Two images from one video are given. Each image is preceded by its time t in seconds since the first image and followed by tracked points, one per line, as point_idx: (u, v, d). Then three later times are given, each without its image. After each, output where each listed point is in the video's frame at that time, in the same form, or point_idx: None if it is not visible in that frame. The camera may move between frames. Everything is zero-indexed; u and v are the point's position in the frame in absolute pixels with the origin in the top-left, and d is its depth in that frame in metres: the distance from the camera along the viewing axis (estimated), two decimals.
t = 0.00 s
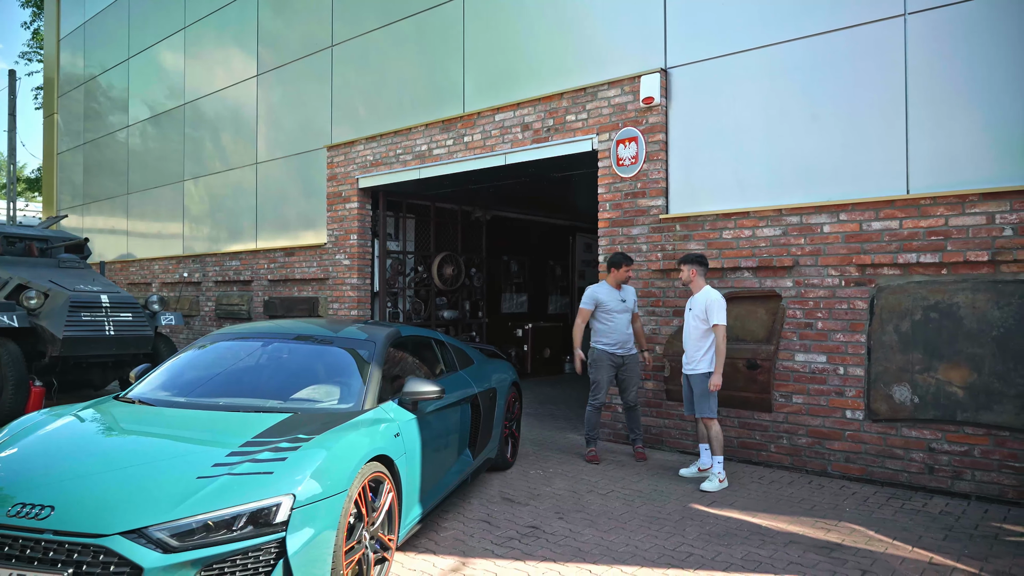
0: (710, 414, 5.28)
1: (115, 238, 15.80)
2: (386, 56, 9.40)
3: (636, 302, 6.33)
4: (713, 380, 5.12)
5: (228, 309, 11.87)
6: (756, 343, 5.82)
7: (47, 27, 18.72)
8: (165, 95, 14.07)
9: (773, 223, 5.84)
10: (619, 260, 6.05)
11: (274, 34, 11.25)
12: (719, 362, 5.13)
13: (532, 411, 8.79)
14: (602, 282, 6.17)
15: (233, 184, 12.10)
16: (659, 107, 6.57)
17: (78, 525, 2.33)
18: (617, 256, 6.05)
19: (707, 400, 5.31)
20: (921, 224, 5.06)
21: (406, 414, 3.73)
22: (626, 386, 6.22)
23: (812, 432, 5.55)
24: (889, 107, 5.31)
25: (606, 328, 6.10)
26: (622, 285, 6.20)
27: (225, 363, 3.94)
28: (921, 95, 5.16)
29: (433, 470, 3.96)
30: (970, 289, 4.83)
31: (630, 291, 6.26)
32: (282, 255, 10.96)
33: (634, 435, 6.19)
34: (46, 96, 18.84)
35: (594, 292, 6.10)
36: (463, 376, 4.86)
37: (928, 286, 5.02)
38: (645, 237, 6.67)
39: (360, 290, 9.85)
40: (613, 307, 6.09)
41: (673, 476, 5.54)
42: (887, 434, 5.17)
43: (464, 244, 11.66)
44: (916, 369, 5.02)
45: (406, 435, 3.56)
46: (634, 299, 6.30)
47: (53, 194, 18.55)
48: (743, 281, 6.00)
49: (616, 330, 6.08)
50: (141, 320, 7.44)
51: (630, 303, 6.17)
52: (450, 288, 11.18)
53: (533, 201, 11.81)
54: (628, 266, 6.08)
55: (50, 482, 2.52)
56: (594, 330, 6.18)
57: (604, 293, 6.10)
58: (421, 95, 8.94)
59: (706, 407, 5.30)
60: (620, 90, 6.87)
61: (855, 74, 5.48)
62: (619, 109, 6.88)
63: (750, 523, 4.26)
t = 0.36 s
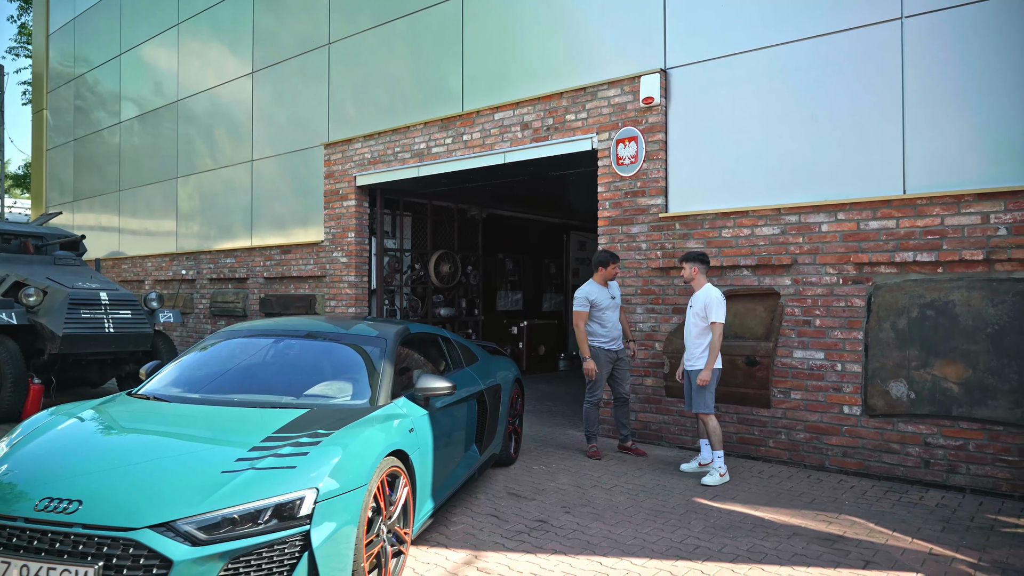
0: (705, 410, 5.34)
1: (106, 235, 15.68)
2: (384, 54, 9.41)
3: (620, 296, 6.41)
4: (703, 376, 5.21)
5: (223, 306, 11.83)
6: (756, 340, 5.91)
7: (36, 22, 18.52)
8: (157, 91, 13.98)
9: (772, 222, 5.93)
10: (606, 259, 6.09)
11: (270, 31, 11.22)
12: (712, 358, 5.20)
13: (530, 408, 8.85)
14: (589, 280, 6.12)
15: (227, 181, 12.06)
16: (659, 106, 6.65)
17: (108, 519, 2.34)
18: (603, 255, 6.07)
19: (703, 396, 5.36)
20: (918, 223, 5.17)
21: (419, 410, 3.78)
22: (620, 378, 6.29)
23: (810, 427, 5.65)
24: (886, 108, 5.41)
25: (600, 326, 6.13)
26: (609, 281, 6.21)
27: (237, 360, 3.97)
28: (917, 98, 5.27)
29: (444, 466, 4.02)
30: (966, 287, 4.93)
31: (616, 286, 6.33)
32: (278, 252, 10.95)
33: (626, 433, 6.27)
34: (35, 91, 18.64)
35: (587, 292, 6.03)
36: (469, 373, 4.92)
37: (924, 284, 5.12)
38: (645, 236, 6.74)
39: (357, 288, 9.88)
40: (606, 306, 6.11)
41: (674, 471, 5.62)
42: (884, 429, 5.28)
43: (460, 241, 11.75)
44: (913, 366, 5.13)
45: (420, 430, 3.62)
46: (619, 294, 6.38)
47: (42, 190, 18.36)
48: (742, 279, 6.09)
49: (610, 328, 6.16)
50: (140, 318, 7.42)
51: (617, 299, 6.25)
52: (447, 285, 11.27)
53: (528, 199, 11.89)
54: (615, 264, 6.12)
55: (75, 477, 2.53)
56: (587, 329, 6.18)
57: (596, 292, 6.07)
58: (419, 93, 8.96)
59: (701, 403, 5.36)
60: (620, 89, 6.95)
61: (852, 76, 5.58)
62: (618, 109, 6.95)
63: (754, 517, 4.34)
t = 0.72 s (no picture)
0: (709, 404, 5.40)
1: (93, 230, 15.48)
2: (382, 50, 9.40)
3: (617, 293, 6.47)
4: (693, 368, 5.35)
5: (216, 302, 11.74)
6: (756, 335, 5.93)
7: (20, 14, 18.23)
8: (146, 85, 13.81)
9: (772, 219, 6.02)
10: (607, 256, 6.17)
11: (264, 26, 11.16)
12: (709, 351, 5.27)
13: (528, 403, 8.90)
14: (588, 276, 6.19)
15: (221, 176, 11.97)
16: (660, 104, 6.71)
17: (140, 512, 2.34)
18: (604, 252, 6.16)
19: (708, 391, 5.42)
20: (916, 221, 5.27)
21: (434, 403, 3.82)
22: (620, 373, 6.34)
23: (810, 421, 5.75)
24: (885, 107, 5.50)
25: (601, 321, 6.18)
26: (608, 278, 6.29)
27: (252, 355, 3.97)
28: (914, 97, 5.37)
29: (456, 460, 4.05)
30: (962, 283, 5.04)
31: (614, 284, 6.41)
32: (273, 248, 10.89)
33: (625, 425, 6.37)
34: (19, 84, 18.36)
35: (588, 287, 6.08)
36: (477, 368, 4.96)
37: (922, 280, 5.22)
38: (645, 232, 6.82)
39: (354, 284, 9.88)
40: (605, 301, 6.16)
41: (677, 464, 5.70)
42: (882, 422, 5.39)
43: (456, 238, 11.75)
44: (911, 360, 5.24)
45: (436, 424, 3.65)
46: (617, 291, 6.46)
47: (27, 185, 18.10)
48: (742, 275, 6.18)
49: (610, 322, 6.22)
50: (138, 313, 7.37)
51: (616, 295, 6.32)
52: (442, 281, 11.29)
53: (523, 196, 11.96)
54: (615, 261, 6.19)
55: (103, 471, 2.52)
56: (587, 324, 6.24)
57: (597, 287, 6.13)
58: (417, 90, 8.96)
59: (706, 398, 5.42)
60: (620, 87, 7.00)
61: (851, 76, 5.67)
62: (619, 106, 7.01)
63: (759, 508, 4.42)
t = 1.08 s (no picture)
0: (733, 400, 5.35)
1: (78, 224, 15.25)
2: (376, 44, 9.34)
3: (632, 293, 6.53)
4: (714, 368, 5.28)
5: (206, 297, 11.64)
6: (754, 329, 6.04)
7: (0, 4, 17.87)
8: (132, 77, 13.61)
9: (770, 214, 6.10)
10: (624, 255, 6.17)
11: (255, 19, 11.04)
12: (723, 349, 5.22)
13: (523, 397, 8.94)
14: (601, 270, 6.30)
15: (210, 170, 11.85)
16: (658, 100, 6.77)
17: (167, 504, 2.32)
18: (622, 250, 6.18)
19: (730, 386, 5.37)
20: (911, 216, 5.37)
21: (445, 396, 3.84)
22: (617, 367, 6.41)
23: (806, 413, 5.85)
24: (882, 104, 5.59)
25: (601, 315, 6.25)
26: (621, 276, 6.37)
27: (262, 348, 3.97)
28: (911, 95, 5.47)
29: (466, 453, 4.07)
30: (957, 278, 5.16)
31: (627, 282, 6.47)
32: (265, 243, 10.82)
33: (622, 419, 6.43)
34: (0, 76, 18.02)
35: (595, 277, 6.22)
36: (482, 362, 4.98)
37: (917, 275, 5.33)
38: (643, 227, 6.88)
39: (348, 279, 9.86)
40: (611, 296, 6.26)
41: (677, 457, 5.78)
42: (877, 414, 5.50)
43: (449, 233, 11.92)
44: (906, 353, 5.35)
45: (449, 417, 3.67)
46: (630, 291, 6.51)
47: (8, 178, 17.78)
48: (740, 269, 6.27)
49: (610, 318, 6.25)
50: (133, 309, 7.30)
51: (625, 294, 6.36)
52: (436, 277, 11.43)
53: (516, 191, 11.99)
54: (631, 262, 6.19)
55: (127, 464, 2.50)
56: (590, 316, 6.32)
57: (605, 280, 6.23)
58: (413, 85, 8.93)
59: (728, 394, 5.38)
60: (619, 83, 7.05)
61: (849, 74, 5.75)
62: (617, 102, 7.06)
63: (762, 499, 4.50)
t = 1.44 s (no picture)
0: (735, 395, 5.39)
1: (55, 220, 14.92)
2: (367, 39, 9.26)
3: (637, 284, 6.59)
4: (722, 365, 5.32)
5: (191, 294, 11.47)
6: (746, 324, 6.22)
7: None
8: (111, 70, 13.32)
9: (764, 211, 6.16)
10: (626, 247, 6.23)
11: (242, 11, 10.88)
12: (730, 346, 5.23)
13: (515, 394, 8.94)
14: (608, 266, 6.31)
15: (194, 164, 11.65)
16: (653, 97, 6.80)
17: (185, 500, 2.28)
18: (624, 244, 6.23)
19: (734, 381, 5.39)
20: (904, 213, 5.46)
21: (452, 391, 3.82)
22: (626, 361, 6.43)
23: (800, 407, 5.91)
24: (875, 102, 5.67)
25: (612, 310, 6.29)
26: (627, 270, 6.39)
27: (267, 343, 3.92)
28: (904, 93, 5.55)
29: (471, 448, 4.06)
30: (949, 273, 5.26)
31: (633, 274, 6.49)
32: (251, 239, 10.68)
33: (620, 415, 6.47)
34: None
35: (603, 275, 6.23)
36: (483, 357, 4.98)
37: (910, 270, 5.42)
38: (638, 224, 6.91)
39: (338, 275, 9.77)
40: (620, 291, 6.27)
41: (674, 451, 5.82)
42: (871, 408, 5.58)
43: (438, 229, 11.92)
44: (899, 347, 5.44)
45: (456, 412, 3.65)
46: (637, 283, 6.54)
47: None
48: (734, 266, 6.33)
49: (623, 312, 6.30)
50: (121, 305, 7.17)
51: (634, 287, 6.41)
52: (426, 273, 11.44)
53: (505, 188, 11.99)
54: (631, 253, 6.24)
55: (141, 460, 2.44)
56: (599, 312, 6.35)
57: (613, 277, 6.25)
58: (405, 80, 8.87)
59: (731, 388, 5.40)
60: (614, 80, 7.06)
61: (843, 72, 5.82)
62: (612, 99, 7.08)
63: (762, 491, 4.54)
